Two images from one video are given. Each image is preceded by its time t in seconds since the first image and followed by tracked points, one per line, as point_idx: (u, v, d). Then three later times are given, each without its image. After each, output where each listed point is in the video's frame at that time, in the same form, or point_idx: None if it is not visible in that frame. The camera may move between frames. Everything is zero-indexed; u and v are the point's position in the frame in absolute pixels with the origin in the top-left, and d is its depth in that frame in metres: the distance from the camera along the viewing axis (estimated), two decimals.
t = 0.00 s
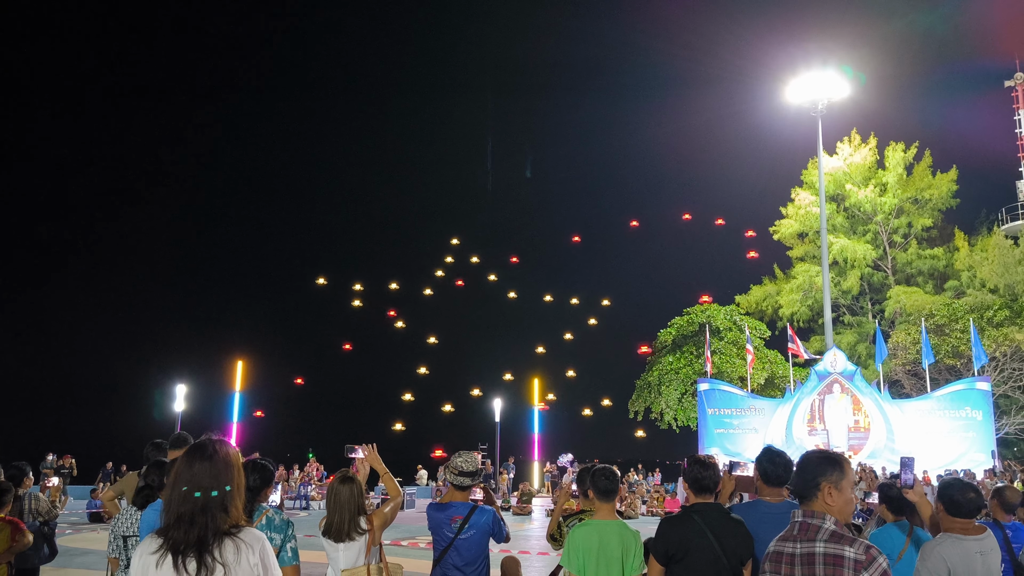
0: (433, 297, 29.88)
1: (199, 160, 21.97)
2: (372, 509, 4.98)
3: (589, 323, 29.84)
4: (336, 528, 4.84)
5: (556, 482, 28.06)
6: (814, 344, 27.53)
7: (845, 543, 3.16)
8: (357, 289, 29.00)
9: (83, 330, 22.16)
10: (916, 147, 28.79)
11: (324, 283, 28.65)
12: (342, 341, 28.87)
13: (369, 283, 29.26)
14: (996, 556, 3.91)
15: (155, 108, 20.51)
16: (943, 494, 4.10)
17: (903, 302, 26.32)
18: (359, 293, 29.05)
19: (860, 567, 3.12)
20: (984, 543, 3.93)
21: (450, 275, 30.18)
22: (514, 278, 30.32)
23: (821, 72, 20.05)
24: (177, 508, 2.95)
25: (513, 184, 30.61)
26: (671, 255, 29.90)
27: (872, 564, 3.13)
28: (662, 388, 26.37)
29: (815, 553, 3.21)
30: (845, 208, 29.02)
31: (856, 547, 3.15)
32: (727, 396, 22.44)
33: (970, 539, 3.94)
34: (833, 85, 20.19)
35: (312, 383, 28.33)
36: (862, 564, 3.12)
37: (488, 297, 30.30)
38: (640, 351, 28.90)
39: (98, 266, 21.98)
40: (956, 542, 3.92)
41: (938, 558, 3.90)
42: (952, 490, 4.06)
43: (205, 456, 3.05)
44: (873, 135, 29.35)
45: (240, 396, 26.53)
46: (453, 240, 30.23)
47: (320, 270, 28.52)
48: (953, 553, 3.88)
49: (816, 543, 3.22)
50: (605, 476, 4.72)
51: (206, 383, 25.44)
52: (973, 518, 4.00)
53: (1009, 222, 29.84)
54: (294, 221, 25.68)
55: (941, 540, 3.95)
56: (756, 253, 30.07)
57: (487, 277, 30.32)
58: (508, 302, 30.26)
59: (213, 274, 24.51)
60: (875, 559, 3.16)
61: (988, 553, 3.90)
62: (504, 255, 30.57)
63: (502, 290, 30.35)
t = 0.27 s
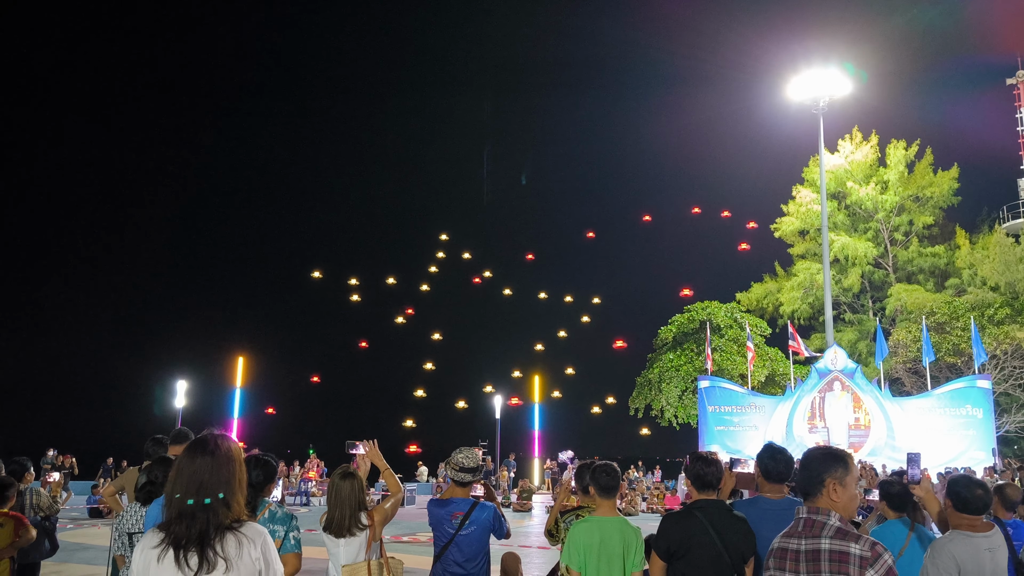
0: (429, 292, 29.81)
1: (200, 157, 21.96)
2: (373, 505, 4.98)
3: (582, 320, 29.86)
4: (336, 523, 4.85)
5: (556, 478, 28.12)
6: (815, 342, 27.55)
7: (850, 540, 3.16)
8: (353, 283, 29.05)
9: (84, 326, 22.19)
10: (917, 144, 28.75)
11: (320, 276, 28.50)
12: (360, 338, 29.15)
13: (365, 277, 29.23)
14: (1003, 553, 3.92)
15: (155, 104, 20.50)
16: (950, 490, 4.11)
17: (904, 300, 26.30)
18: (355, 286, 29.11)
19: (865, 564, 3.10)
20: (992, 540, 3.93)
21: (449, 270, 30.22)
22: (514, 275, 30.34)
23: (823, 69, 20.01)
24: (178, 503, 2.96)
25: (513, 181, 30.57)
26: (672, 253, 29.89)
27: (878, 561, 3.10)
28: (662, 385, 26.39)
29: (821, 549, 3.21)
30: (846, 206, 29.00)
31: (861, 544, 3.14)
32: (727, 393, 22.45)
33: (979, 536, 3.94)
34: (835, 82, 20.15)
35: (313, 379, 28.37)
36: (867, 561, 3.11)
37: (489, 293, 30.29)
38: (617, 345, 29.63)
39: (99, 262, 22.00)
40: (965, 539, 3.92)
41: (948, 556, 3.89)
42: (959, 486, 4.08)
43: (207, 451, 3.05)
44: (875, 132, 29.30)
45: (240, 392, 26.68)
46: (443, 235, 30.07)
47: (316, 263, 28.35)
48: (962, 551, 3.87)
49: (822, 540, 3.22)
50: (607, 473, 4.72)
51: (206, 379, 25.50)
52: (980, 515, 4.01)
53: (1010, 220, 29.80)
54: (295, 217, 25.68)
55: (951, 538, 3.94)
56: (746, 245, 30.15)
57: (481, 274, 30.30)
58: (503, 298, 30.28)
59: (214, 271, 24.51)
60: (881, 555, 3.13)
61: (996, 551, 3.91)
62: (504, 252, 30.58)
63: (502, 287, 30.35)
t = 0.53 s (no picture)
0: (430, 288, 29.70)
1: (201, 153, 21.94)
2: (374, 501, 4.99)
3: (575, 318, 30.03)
4: (337, 519, 4.85)
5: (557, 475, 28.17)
6: (816, 339, 27.53)
7: (854, 537, 3.15)
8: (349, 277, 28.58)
9: (85, 322, 22.19)
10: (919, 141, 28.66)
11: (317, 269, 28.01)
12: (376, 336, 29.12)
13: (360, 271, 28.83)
14: (1012, 552, 3.91)
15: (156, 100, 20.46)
16: (960, 489, 4.11)
17: (905, 297, 26.23)
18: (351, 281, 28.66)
19: (869, 561, 3.07)
20: (1001, 538, 3.93)
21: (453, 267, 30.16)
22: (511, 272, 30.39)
23: (825, 66, 19.96)
24: (180, 498, 2.96)
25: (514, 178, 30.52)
26: (673, 250, 29.84)
27: (881, 559, 3.07)
28: (664, 382, 26.39)
29: (824, 546, 3.20)
30: (848, 203, 28.94)
31: (865, 541, 3.12)
32: (728, 390, 22.44)
33: (988, 534, 3.93)
34: (837, 79, 20.09)
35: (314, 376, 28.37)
36: (871, 558, 3.08)
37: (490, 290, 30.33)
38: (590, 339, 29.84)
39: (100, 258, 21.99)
40: (974, 537, 3.91)
41: (957, 555, 3.88)
42: (970, 485, 4.07)
43: (208, 447, 3.05)
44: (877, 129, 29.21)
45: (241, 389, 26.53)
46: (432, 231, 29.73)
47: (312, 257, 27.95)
48: (971, 549, 3.87)
49: (825, 537, 3.21)
50: (609, 470, 4.73)
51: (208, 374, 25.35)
52: (989, 514, 4.00)
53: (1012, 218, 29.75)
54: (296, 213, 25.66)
55: (960, 536, 3.93)
56: (734, 236, 29.81)
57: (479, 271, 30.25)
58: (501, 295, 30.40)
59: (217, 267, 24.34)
60: (885, 552, 3.10)
61: (1006, 550, 3.90)
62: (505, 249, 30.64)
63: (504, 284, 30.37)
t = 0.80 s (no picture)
0: (428, 285, 30.00)
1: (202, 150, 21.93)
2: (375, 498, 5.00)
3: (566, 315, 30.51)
4: (338, 516, 4.85)
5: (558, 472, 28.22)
6: (817, 337, 27.53)
7: (856, 534, 3.16)
8: (346, 272, 27.93)
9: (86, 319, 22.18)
10: (921, 139, 28.61)
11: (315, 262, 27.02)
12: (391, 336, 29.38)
13: (358, 265, 28.26)
14: None
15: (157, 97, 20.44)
16: (971, 486, 4.07)
17: (906, 295, 26.20)
18: (348, 276, 28.00)
19: (871, 557, 3.10)
20: (1012, 537, 3.90)
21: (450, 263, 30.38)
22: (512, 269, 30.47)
23: (826, 63, 19.95)
24: (181, 494, 2.96)
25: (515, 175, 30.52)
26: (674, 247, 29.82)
27: (884, 555, 3.10)
28: (664, 379, 26.44)
29: (826, 542, 3.21)
30: (849, 200, 28.95)
31: (867, 538, 3.13)
32: (729, 387, 22.43)
33: (998, 532, 3.91)
34: (839, 76, 20.08)
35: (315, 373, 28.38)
36: (874, 555, 3.10)
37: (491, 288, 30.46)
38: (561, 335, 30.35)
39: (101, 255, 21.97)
40: (984, 535, 3.90)
41: (966, 553, 3.88)
42: (981, 482, 4.02)
43: (209, 443, 3.05)
44: (878, 126, 29.17)
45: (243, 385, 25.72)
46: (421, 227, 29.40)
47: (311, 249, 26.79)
48: (980, 546, 3.87)
49: (827, 533, 3.22)
50: (610, 467, 4.71)
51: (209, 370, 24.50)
52: (1000, 511, 3.95)
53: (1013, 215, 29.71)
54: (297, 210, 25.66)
55: (970, 534, 3.92)
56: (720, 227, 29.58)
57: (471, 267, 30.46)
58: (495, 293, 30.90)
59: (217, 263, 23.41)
60: (887, 550, 3.12)
61: (1016, 547, 3.87)
62: (505, 248, 30.91)
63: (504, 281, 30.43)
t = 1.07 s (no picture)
0: (426, 282, 30.02)
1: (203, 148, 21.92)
2: (376, 496, 4.98)
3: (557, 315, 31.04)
4: (339, 513, 4.85)
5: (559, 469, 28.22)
6: (819, 334, 27.52)
7: (850, 531, 3.14)
8: (344, 267, 27.73)
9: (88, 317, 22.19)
10: (922, 136, 28.56)
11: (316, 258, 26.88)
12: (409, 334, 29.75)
13: (355, 261, 28.08)
14: None
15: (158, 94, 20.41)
16: (979, 485, 4.12)
17: (908, 292, 26.16)
18: (346, 271, 27.84)
19: (863, 554, 3.07)
20: (1019, 536, 3.90)
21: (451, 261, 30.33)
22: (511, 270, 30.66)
23: (828, 60, 19.92)
24: (181, 492, 2.95)
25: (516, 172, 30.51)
26: (675, 245, 29.77)
27: (875, 551, 3.06)
28: (666, 376, 26.47)
29: (822, 539, 3.20)
30: (851, 197, 28.91)
31: (859, 535, 3.11)
32: (730, 385, 22.42)
33: (1006, 530, 3.91)
34: (840, 73, 20.05)
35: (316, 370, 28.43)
36: (865, 552, 3.07)
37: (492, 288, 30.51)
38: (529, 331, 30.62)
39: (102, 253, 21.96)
40: (993, 533, 3.89)
41: (975, 550, 3.86)
42: (989, 480, 4.08)
43: (210, 441, 3.05)
44: (879, 123, 29.10)
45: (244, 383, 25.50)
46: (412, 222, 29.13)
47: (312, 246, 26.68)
48: (989, 545, 3.86)
49: (823, 530, 3.21)
50: (612, 465, 4.70)
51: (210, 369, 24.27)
52: (1008, 510, 4.01)
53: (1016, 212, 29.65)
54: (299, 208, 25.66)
55: (978, 531, 3.92)
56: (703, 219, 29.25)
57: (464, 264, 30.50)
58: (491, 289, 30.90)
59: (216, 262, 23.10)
60: (880, 547, 3.08)
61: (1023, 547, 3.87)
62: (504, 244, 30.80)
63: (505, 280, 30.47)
